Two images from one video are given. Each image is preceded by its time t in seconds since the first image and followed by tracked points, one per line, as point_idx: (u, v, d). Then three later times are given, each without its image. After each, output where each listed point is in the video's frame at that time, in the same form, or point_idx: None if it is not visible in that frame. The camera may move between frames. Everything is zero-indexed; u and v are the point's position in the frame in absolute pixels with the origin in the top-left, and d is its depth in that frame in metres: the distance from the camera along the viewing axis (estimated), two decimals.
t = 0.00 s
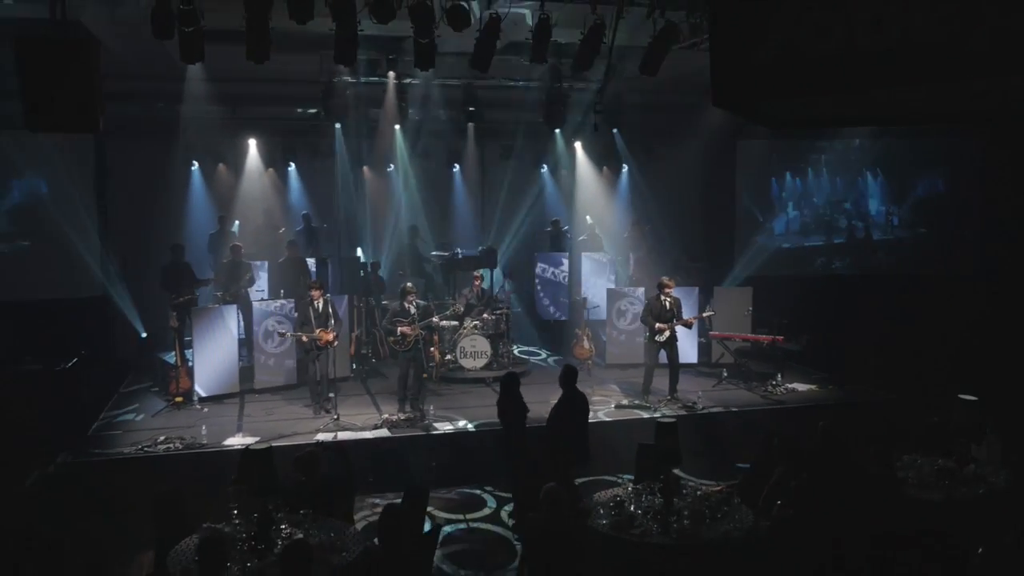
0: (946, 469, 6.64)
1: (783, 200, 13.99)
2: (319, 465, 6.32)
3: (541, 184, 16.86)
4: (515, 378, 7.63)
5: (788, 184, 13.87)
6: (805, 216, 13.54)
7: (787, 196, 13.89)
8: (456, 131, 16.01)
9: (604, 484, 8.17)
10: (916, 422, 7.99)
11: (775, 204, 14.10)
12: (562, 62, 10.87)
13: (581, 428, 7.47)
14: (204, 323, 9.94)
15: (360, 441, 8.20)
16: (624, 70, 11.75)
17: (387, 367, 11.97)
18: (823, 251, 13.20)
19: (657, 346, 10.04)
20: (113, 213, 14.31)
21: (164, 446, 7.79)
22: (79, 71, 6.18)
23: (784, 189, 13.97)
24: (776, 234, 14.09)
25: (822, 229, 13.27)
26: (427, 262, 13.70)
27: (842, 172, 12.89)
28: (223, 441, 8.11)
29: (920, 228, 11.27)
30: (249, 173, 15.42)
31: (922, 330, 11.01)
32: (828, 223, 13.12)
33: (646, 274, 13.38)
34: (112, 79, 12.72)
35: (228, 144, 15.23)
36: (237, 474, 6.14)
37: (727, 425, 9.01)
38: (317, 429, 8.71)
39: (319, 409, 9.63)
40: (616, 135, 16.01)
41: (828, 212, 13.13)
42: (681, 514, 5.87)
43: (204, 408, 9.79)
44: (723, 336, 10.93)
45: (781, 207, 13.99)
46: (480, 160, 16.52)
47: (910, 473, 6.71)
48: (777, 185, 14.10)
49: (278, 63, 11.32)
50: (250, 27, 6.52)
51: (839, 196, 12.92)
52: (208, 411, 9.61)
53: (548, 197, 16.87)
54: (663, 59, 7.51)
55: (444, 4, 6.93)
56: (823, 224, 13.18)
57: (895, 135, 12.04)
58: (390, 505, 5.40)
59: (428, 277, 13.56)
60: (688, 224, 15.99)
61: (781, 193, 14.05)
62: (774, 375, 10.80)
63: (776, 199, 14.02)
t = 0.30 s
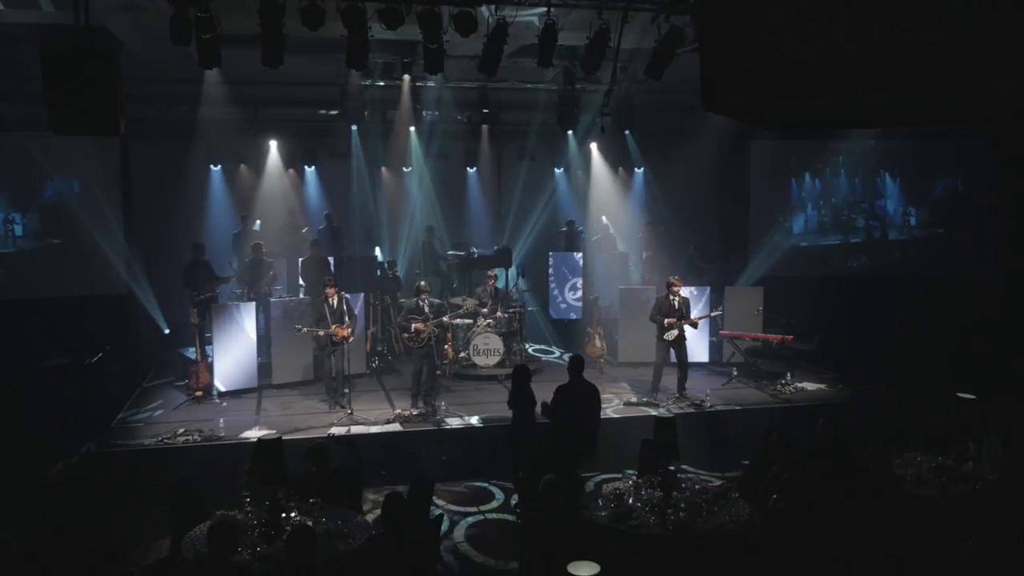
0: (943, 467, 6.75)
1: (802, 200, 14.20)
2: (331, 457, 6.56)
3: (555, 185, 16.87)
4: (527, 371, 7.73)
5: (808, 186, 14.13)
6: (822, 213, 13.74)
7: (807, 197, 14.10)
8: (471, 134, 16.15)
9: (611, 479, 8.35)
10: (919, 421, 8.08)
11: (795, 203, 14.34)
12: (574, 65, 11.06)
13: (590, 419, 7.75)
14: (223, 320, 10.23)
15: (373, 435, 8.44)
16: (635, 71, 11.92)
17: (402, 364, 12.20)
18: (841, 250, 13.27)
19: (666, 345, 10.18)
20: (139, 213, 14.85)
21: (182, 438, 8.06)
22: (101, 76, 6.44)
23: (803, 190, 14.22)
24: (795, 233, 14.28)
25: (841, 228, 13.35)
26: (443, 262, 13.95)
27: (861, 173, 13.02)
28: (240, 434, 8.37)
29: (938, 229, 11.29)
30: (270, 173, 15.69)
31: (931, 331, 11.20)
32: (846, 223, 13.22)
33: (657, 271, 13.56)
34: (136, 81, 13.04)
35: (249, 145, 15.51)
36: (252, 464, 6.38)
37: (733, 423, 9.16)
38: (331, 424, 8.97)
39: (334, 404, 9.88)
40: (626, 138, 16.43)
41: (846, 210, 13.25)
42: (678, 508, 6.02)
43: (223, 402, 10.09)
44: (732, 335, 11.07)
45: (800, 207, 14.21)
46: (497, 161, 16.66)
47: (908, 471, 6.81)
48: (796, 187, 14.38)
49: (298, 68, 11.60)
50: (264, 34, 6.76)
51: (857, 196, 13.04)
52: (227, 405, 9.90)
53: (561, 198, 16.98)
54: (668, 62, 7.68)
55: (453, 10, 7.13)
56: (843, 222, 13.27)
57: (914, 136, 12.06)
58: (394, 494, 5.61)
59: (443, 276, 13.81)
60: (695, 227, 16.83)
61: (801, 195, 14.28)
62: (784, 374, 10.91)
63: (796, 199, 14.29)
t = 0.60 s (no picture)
0: (943, 464, 6.83)
1: (817, 200, 14.40)
2: (340, 449, 6.75)
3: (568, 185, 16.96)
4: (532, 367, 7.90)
5: (824, 186, 14.30)
6: (837, 214, 13.91)
7: (824, 198, 14.28)
8: (485, 135, 16.31)
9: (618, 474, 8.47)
10: (922, 420, 8.14)
11: (810, 203, 14.53)
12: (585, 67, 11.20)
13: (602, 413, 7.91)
14: (240, 316, 10.46)
15: (384, 430, 8.62)
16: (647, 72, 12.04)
17: (415, 361, 12.39)
18: (858, 252, 13.36)
19: (675, 344, 10.29)
20: (159, 212, 15.20)
21: (198, 432, 8.28)
22: (120, 80, 6.68)
23: (819, 190, 14.42)
24: (811, 232, 14.47)
25: (857, 228, 13.50)
26: (456, 261, 14.15)
27: (878, 174, 13.15)
28: (255, 428, 8.58)
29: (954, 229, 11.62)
30: (287, 173, 15.93)
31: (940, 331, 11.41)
32: (862, 222, 13.38)
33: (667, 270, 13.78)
34: (155, 84, 13.32)
35: (268, 146, 15.78)
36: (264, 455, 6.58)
37: (739, 421, 9.26)
38: (343, 419, 9.18)
39: (348, 400, 10.08)
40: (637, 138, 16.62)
41: (861, 210, 13.44)
42: (677, 501, 6.15)
43: (239, 397, 10.33)
44: (741, 335, 11.18)
45: (815, 207, 14.41)
46: (513, 163, 16.81)
47: (907, 468, 6.89)
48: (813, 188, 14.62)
49: (314, 71, 11.84)
50: (276, 39, 6.96)
51: (874, 197, 13.15)
52: (243, 401, 10.14)
53: (572, 196, 17.07)
54: (673, 65, 7.81)
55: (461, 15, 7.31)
56: (856, 221, 13.54)
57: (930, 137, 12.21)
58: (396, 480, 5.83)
59: (457, 275, 13.98)
60: (709, 227, 16.93)
61: (816, 195, 14.51)
62: (792, 373, 10.99)
63: (811, 199, 14.51)
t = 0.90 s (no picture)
0: (942, 460, 6.90)
1: (835, 199, 14.31)
2: (349, 441, 6.93)
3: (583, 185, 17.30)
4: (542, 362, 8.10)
5: (841, 187, 14.29)
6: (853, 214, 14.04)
7: (841, 197, 14.22)
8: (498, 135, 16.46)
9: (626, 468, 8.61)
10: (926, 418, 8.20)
11: (827, 204, 14.37)
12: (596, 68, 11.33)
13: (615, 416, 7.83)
14: (259, 312, 10.73)
15: (395, 423, 8.81)
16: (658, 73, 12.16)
17: (428, 358, 12.57)
18: (871, 249, 13.86)
19: (684, 342, 10.40)
20: (178, 211, 15.49)
21: (215, 424, 8.52)
22: (139, 83, 6.91)
23: (837, 190, 14.36)
24: (828, 232, 14.32)
25: (870, 228, 13.92)
26: (468, 258, 14.41)
27: (893, 177, 13.65)
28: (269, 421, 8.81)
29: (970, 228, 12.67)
30: (304, 173, 16.26)
31: (955, 327, 12.30)
32: (875, 222, 13.84)
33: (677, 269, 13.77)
34: (176, 85, 13.61)
35: (286, 146, 16.15)
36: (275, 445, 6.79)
37: (747, 418, 9.34)
38: (356, 412, 9.39)
39: (362, 394, 10.30)
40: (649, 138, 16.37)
41: (877, 210, 13.83)
42: (676, 494, 6.28)
43: (255, 392, 10.57)
44: (750, 334, 11.22)
45: (834, 205, 14.27)
46: (530, 163, 17.22)
47: (906, 463, 6.97)
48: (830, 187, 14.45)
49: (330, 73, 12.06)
50: (291, 42, 7.18)
51: (888, 198, 13.69)
52: (259, 395, 10.37)
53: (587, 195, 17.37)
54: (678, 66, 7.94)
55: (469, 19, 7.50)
56: (872, 221, 13.89)
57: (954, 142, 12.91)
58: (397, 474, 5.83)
59: (469, 273, 14.18)
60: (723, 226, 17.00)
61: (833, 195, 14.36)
62: (800, 372, 11.07)
63: (828, 198, 14.34)
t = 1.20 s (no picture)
0: (942, 456, 6.99)
1: (852, 198, 14.09)
2: (359, 434, 7.11)
3: (597, 185, 17.66)
4: (551, 358, 8.23)
5: (857, 185, 14.05)
6: (871, 212, 13.80)
7: (857, 196, 14.01)
8: (509, 134, 16.64)
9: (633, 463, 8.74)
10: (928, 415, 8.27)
11: (842, 202, 14.21)
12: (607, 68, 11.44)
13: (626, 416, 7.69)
14: (274, 310, 10.93)
15: (405, 417, 8.99)
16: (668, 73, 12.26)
17: (440, 354, 12.77)
18: (885, 248, 13.72)
19: (693, 340, 10.52)
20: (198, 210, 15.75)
21: (231, 417, 8.75)
22: (156, 85, 7.13)
23: (854, 190, 14.13)
24: (844, 229, 14.19)
25: (886, 226, 13.69)
26: (481, 256, 14.65)
27: (909, 175, 13.41)
28: (283, 414, 9.03)
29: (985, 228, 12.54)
30: (320, 172, 16.46)
31: (962, 327, 12.64)
32: (890, 220, 13.62)
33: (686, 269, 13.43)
34: (194, 86, 13.87)
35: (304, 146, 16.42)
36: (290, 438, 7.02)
37: (753, 413, 9.45)
38: (369, 406, 9.60)
39: (376, 388, 10.50)
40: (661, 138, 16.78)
41: (892, 208, 13.61)
42: (675, 486, 6.43)
43: (271, 386, 10.83)
44: (759, 332, 11.33)
45: (849, 204, 14.10)
46: (544, 162, 17.46)
47: (906, 460, 7.06)
48: (847, 185, 14.18)
49: (343, 73, 12.26)
50: (304, 45, 7.37)
51: (903, 196, 13.49)
52: (274, 389, 10.61)
53: (601, 196, 17.69)
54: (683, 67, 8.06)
55: (477, 22, 7.68)
56: (887, 219, 13.65)
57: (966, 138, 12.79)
58: (398, 469, 5.48)
59: (481, 271, 14.43)
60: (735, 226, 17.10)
61: (851, 194, 14.14)
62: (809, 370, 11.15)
63: (845, 197, 14.13)
